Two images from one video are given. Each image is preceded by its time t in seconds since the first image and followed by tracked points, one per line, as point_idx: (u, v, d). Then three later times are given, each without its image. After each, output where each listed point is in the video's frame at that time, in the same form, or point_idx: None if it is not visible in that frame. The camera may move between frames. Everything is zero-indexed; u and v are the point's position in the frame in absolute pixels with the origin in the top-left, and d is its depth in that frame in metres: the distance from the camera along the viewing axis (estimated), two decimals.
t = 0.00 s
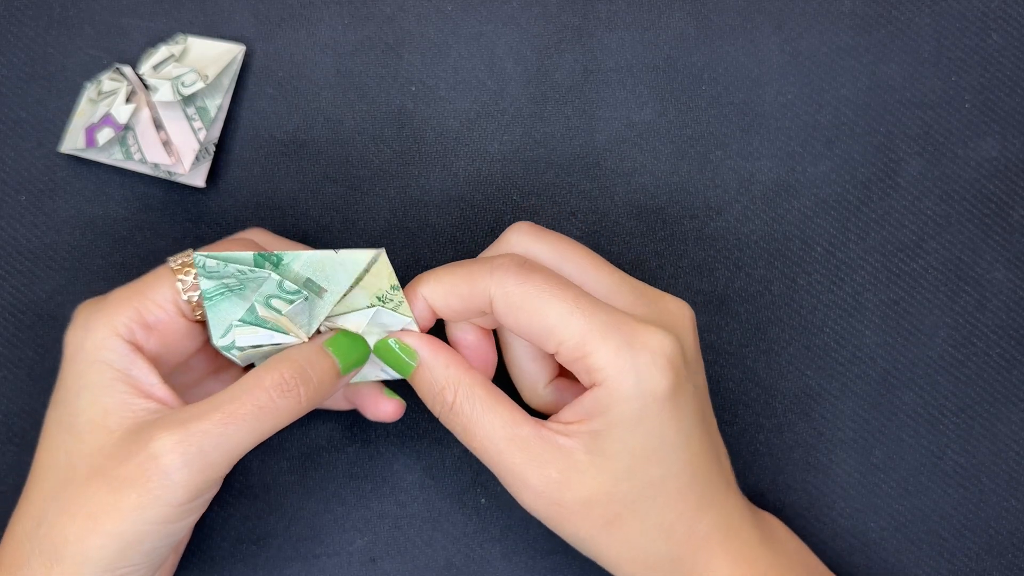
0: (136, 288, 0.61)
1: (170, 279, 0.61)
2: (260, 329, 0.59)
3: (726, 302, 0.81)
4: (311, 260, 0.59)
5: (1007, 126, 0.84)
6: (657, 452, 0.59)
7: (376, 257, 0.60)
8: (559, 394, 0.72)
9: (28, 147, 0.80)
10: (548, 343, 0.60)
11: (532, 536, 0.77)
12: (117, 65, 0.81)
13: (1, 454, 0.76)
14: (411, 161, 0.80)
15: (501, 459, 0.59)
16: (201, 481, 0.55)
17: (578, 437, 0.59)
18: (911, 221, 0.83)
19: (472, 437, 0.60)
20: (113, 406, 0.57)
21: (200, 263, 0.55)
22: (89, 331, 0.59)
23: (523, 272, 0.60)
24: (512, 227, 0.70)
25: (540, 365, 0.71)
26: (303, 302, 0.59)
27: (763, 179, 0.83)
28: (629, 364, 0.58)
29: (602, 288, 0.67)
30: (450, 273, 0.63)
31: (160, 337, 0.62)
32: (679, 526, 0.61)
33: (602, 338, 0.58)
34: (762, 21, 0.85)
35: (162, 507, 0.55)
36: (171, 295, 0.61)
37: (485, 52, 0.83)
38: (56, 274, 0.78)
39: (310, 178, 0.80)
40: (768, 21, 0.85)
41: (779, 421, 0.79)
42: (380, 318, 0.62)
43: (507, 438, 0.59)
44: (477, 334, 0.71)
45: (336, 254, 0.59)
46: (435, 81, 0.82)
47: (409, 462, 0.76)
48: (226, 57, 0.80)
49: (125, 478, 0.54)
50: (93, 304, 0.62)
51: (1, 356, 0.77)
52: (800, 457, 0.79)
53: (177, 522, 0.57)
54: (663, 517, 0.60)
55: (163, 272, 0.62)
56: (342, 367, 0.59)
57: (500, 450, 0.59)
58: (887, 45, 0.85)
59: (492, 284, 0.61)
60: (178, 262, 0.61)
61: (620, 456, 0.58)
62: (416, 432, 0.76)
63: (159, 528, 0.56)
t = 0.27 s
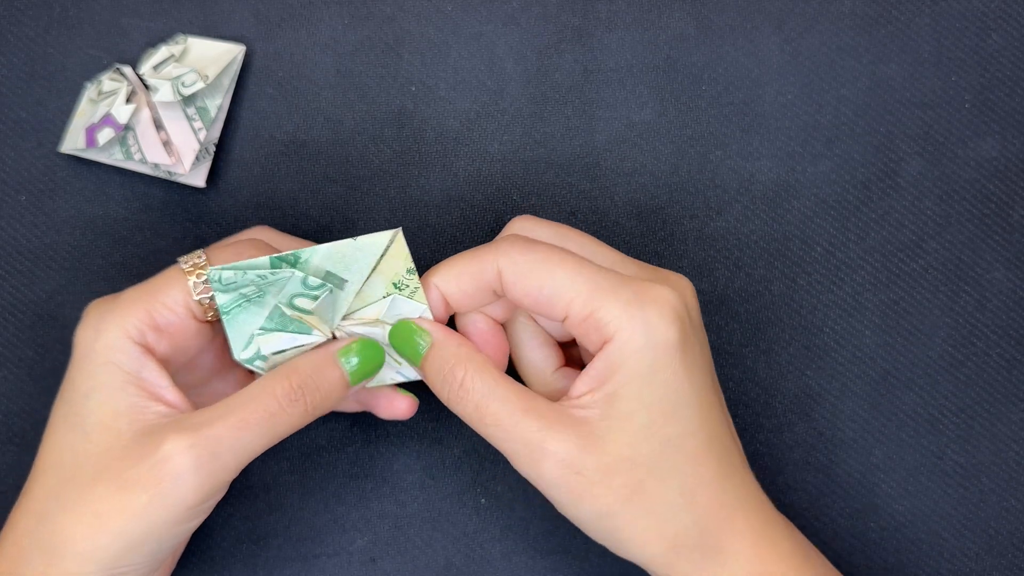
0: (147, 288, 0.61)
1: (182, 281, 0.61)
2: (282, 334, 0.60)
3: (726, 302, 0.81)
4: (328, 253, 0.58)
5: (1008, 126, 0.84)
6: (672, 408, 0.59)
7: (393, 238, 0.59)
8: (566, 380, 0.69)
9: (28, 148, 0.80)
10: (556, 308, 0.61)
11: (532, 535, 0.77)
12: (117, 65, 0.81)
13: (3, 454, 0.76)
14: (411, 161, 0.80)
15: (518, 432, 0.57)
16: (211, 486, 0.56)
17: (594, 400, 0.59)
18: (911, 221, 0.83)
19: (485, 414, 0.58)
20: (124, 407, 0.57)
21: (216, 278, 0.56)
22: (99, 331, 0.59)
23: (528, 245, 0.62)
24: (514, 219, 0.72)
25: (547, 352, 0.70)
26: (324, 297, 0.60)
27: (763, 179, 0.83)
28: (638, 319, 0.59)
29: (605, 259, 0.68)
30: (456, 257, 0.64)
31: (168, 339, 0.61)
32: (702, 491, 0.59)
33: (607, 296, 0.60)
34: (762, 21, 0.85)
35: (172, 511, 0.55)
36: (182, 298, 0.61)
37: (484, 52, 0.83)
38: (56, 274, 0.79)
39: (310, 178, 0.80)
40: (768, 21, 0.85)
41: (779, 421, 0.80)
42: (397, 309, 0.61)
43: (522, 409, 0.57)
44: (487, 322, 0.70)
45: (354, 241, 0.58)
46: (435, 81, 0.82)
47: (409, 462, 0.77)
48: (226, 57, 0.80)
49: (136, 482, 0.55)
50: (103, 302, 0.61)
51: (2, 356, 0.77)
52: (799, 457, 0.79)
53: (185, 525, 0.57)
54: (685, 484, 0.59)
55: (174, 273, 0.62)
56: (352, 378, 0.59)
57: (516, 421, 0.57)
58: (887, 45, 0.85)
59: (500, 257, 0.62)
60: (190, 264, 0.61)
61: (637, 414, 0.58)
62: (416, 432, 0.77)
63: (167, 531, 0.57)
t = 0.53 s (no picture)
0: (145, 290, 0.61)
1: (181, 284, 0.61)
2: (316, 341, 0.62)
3: (726, 302, 0.81)
4: (342, 251, 0.60)
5: (1007, 126, 0.84)
6: (685, 390, 0.60)
7: (403, 225, 0.60)
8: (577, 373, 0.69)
9: (28, 148, 0.80)
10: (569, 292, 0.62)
11: (532, 535, 0.77)
12: (117, 65, 0.81)
13: (3, 453, 0.76)
14: (411, 161, 0.80)
15: (536, 423, 0.57)
16: (210, 487, 0.56)
17: (610, 383, 0.59)
18: (911, 221, 0.83)
19: (499, 408, 0.57)
20: (122, 407, 0.57)
21: (241, 295, 0.59)
22: (95, 332, 0.59)
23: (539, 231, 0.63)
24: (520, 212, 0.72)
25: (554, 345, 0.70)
26: (347, 294, 0.61)
27: (763, 179, 0.83)
28: (650, 300, 0.60)
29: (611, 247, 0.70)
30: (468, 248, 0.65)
31: (166, 341, 0.62)
32: (716, 472, 0.61)
33: (620, 278, 0.61)
34: (762, 21, 0.85)
35: (171, 512, 0.55)
36: (180, 300, 0.61)
37: (485, 52, 0.83)
38: (56, 275, 0.79)
39: (310, 178, 0.80)
40: (768, 21, 0.85)
41: (779, 421, 0.80)
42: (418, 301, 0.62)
43: (541, 396, 0.57)
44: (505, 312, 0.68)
45: (366, 235, 0.60)
46: (435, 81, 0.82)
47: (409, 461, 0.77)
48: (226, 56, 0.80)
49: (136, 483, 0.55)
50: (99, 301, 0.61)
51: (2, 356, 0.77)
52: (799, 457, 0.80)
53: (184, 526, 0.57)
54: (698, 465, 0.60)
55: (172, 275, 0.62)
56: (354, 370, 0.58)
57: (535, 410, 0.57)
58: (887, 45, 0.85)
59: (512, 244, 0.63)
60: (190, 268, 0.62)
61: (652, 396, 0.59)
62: (416, 432, 0.77)
63: (167, 533, 0.57)
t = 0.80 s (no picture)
0: (123, 298, 0.61)
1: (157, 288, 0.61)
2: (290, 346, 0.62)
3: (726, 302, 0.81)
4: (307, 257, 0.60)
5: (1007, 126, 0.84)
6: (699, 389, 0.61)
7: (364, 228, 0.61)
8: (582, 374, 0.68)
9: (28, 147, 0.80)
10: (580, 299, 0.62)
11: (532, 535, 0.77)
12: (117, 65, 0.81)
13: (3, 453, 0.76)
14: (411, 161, 0.80)
15: (548, 420, 0.58)
16: (208, 482, 0.55)
17: (622, 383, 0.61)
18: (911, 221, 0.83)
19: (511, 406, 0.58)
20: (112, 411, 0.58)
21: (210, 307, 0.58)
22: (78, 340, 0.59)
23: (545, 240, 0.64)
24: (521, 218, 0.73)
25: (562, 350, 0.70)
26: (316, 296, 0.61)
27: (763, 179, 0.83)
28: (664, 303, 0.61)
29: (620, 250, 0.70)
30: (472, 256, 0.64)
31: (149, 346, 0.61)
32: (733, 469, 0.61)
33: (632, 282, 0.61)
34: (762, 21, 0.85)
35: (171, 510, 0.55)
36: (157, 305, 0.61)
37: (485, 52, 0.83)
38: (56, 275, 0.79)
39: (311, 178, 0.80)
40: (768, 21, 0.85)
41: (779, 421, 0.80)
42: (387, 302, 0.62)
43: (553, 395, 0.59)
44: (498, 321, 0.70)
45: (329, 239, 0.61)
46: (435, 81, 0.82)
47: (409, 461, 0.77)
48: (226, 56, 0.80)
49: (132, 484, 0.55)
50: (80, 309, 0.61)
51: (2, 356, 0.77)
52: (799, 457, 0.80)
53: (185, 523, 0.57)
54: (712, 461, 0.61)
55: (150, 280, 0.62)
56: (342, 360, 0.59)
57: (547, 408, 0.58)
58: (887, 45, 0.85)
59: (518, 253, 0.63)
60: (166, 271, 0.61)
61: (666, 394, 0.60)
62: (416, 432, 0.77)
63: (168, 531, 0.56)
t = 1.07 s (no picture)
0: (123, 309, 0.61)
1: (155, 299, 0.60)
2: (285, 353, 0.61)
3: (726, 302, 0.81)
4: (306, 264, 0.60)
5: (1007, 126, 0.84)
6: (704, 375, 0.61)
7: (365, 237, 0.61)
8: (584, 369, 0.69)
9: (28, 147, 0.80)
10: (580, 295, 0.62)
11: (533, 535, 0.77)
12: (117, 65, 0.81)
13: (3, 454, 0.76)
14: (411, 161, 0.80)
15: (554, 417, 0.58)
16: (217, 494, 0.56)
17: (625, 374, 0.60)
18: (911, 221, 0.83)
19: (516, 407, 0.59)
20: (119, 424, 0.58)
21: (205, 310, 0.59)
22: (81, 354, 0.59)
23: (538, 241, 0.64)
24: (513, 221, 0.72)
25: (562, 345, 0.70)
26: (313, 302, 0.61)
27: (763, 179, 0.83)
28: (666, 291, 0.61)
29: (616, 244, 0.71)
30: (467, 262, 0.64)
31: (151, 357, 0.61)
32: (743, 454, 0.62)
33: (632, 274, 0.61)
34: (762, 21, 0.85)
35: (183, 521, 0.56)
36: (157, 316, 0.60)
37: (485, 52, 0.83)
38: (56, 275, 0.79)
39: (311, 178, 0.80)
40: (768, 21, 0.85)
41: (779, 421, 0.80)
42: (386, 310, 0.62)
43: (558, 390, 0.59)
44: (495, 321, 0.70)
45: (328, 247, 0.60)
46: (435, 81, 0.82)
47: (409, 461, 0.77)
48: (226, 56, 0.80)
49: (142, 499, 0.55)
50: (81, 322, 0.61)
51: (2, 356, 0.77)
52: (799, 457, 0.80)
53: (198, 533, 0.58)
54: (721, 446, 0.61)
55: (148, 289, 0.61)
56: (341, 369, 0.58)
57: (553, 404, 0.58)
58: (887, 45, 0.85)
59: (513, 256, 0.63)
60: (164, 280, 0.61)
61: (670, 383, 0.60)
62: (416, 432, 0.77)
63: (181, 542, 0.57)
